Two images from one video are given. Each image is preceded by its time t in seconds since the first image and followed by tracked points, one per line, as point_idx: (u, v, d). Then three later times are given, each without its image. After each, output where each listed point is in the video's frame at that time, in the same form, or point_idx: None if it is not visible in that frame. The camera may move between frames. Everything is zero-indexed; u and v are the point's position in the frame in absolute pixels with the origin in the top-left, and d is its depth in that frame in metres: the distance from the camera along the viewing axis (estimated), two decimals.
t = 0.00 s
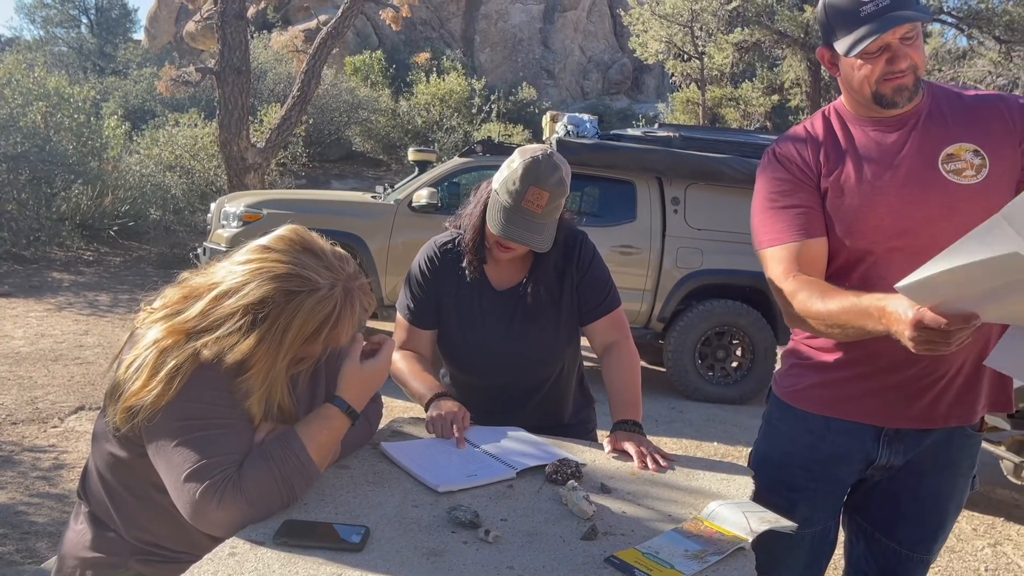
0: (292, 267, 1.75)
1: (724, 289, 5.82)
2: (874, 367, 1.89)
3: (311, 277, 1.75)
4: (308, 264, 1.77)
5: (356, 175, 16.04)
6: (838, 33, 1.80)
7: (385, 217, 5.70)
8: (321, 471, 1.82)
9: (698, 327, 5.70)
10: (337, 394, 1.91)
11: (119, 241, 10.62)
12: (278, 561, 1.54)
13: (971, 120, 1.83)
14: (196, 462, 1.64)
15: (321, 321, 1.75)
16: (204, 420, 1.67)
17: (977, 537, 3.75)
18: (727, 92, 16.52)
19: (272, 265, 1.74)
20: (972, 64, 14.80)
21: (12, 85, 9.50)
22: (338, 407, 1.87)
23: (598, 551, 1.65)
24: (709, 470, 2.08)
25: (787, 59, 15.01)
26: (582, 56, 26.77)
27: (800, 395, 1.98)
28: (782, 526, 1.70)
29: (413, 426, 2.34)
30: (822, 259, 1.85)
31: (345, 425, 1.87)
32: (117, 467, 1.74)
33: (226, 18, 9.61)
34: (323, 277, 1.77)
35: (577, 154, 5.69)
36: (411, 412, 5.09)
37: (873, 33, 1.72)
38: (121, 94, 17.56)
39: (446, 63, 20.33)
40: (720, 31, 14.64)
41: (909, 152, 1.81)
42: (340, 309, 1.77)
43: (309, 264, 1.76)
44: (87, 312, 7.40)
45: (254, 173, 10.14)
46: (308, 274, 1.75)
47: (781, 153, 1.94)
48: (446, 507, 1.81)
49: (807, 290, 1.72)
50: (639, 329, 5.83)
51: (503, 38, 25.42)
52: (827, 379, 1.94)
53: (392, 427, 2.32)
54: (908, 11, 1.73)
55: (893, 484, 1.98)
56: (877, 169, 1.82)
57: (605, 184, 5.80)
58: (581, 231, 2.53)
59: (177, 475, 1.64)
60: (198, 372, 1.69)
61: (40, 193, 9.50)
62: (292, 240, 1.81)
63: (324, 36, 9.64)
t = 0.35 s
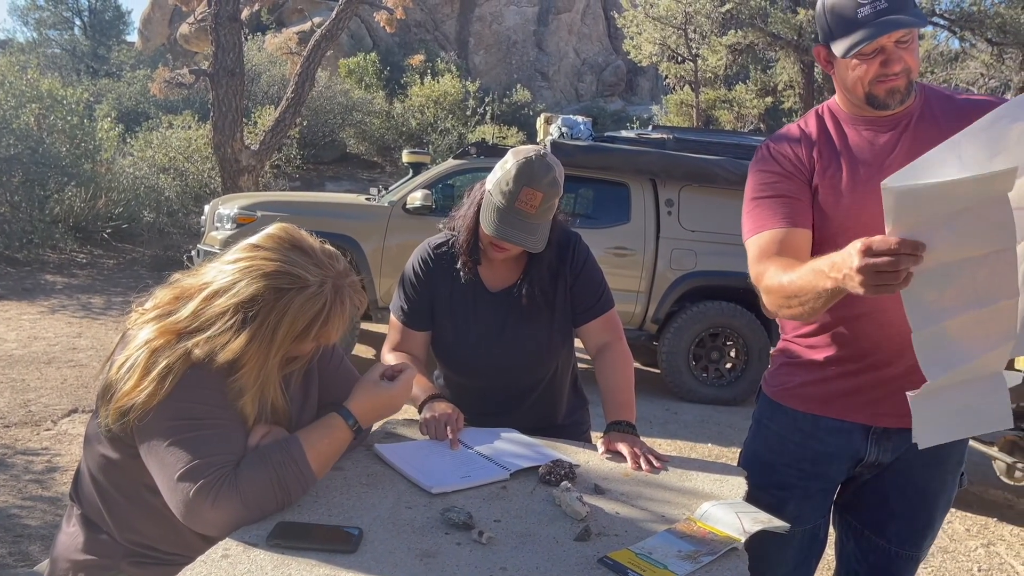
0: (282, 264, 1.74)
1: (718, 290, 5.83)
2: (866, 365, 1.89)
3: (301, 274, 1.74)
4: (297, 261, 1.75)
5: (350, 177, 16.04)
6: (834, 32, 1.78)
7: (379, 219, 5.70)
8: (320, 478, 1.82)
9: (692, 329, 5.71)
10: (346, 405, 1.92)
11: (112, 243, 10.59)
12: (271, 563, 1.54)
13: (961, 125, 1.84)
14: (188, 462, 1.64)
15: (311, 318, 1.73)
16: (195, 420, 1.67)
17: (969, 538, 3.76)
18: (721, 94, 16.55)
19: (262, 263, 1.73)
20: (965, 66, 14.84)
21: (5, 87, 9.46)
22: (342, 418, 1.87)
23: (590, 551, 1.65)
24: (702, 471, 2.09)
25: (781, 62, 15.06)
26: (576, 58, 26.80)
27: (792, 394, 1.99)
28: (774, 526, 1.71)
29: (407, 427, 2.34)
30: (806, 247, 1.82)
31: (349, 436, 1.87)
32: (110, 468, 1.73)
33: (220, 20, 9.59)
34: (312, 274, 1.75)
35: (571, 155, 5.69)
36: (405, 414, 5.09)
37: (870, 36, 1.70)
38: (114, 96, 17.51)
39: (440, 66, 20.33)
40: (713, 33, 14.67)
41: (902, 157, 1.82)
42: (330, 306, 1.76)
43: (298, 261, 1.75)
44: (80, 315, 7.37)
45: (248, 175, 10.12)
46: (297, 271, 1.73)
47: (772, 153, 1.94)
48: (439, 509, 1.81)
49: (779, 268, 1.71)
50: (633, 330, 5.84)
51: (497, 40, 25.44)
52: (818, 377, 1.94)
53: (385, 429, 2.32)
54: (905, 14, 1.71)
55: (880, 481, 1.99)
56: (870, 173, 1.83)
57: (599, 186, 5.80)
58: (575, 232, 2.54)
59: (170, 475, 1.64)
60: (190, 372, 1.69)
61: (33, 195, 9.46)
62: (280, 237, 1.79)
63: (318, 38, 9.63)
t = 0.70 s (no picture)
0: (272, 256, 1.71)
1: (714, 291, 5.84)
2: (863, 365, 1.90)
3: (291, 265, 1.71)
4: (287, 252, 1.73)
5: (346, 178, 16.03)
6: (812, 37, 1.80)
7: (375, 221, 5.70)
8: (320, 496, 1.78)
9: (688, 330, 5.72)
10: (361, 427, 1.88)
11: (107, 245, 10.57)
12: (265, 566, 1.54)
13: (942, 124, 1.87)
14: (183, 463, 1.64)
15: (303, 310, 1.71)
16: (190, 420, 1.66)
17: (965, 538, 3.77)
18: (716, 95, 16.51)
19: (252, 256, 1.71)
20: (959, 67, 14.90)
21: None
22: (355, 443, 1.82)
23: (584, 552, 1.65)
24: (697, 472, 2.09)
25: (776, 62, 15.06)
26: (572, 60, 26.81)
27: (790, 395, 1.99)
28: (768, 527, 1.71)
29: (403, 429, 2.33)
30: (812, 257, 1.80)
31: (355, 463, 1.82)
32: (106, 471, 1.73)
33: (215, 22, 9.58)
34: (302, 264, 1.73)
35: (566, 157, 5.69)
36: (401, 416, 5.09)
37: (849, 36, 1.73)
38: (109, 98, 17.49)
39: (436, 67, 20.34)
40: (709, 34, 14.70)
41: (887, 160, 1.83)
42: (322, 298, 1.73)
43: (288, 252, 1.72)
44: (74, 318, 7.35)
45: (243, 177, 10.11)
46: (287, 262, 1.71)
47: (761, 159, 1.94)
48: (434, 511, 1.81)
49: (809, 288, 1.66)
50: (629, 332, 5.85)
51: (493, 42, 25.47)
52: (815, 378, 1.95)
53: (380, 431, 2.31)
54: (880, 15, 1.74)
55: (880, 482, 2.00)
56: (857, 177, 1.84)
57: (594, 187, 5.81)
58: (569, 232, 2.54)
59: (165, 476, 1.64)
60: (184, 371, 1.68)
61: (28, 197, 9.44)
62: (268, 230, 1.77)
63: (313, 39, 9.63)
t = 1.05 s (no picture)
0: (260, 247, 1.71)
1: (711, 291, 5.85)
2: (861, 364, 1.90)
3: (278, 256, 1.71)
4: (275, 243, 1.73)
5: (343, 179, 16.03)
6: (807, 39, 1.81)
7: (372, 221, 5.69)
8: (321, 509, 1.77)
9: (685, 329, 5.72)
10: (371, 447, 1.87)
11: (104, 246, 10.55)
12: (263, 566, 1.53)
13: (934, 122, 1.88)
14: (181, 460, 1.64)
15: (289, 300, 1.71)
16: (185, 417, 1.66)
17: (962, 536, 3.78)
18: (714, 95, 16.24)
19: (240, 246, 1.71)
20: (955, 67, 14.90)
21: None
22: (364, 463, 1.81)
23: (583, 552, 1.65)
24: (695, 471, 2.09)
25: (773, 62, 15.04)
26: (569, 60, 26.80)
27: (787, 395, 1.99)
28: (765, 527, 1.71)
29: (401, 430, 2.33)
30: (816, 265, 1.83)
31: (361, 481, 1.80)
32: (104, 472, 1.73)
33: (212, 22, 9.56)
34: (290, 256, 1.73)
35: (564, 157, 5.69)
36: (398, 417, 5.08)
37: (845, 38, 1.74)
38: (106, 99, 17.47)
39: (433, 67, 20.34)
40: (706, 35, 14.71)
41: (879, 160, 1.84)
42: (310, 289, 1.73)
43: (276, 244, 1.73)
44: (71, 319, 7.34)
45: (240, 178, 10.10)
46: (275, 253, 1.71)
47: (755, 160, 1.95)
48: (432, 511, 1.81)
49: (813, 301, 1.69)
50: (627, 332, 5.85)
51: (490, 42, 25.49)
52: (814, 378, 1.95)
53: (377, 432, 2.31)
54: (873, 20, 1.76)
55: (880, 482, 2.00)
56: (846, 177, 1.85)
57: (592, 187, 5.81)
58: (565, 232, 2.54)
59: (163, 473, 1.64)
60: (179, 366, 1.68)
61: (24, 198, 9.43)
62: (259, 222, 1.77)
63: (310, 40, 9.61)
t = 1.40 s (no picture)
0: (255, 250, 1.71)
1: (708, 291, 5.85)
2: (846, 368, 1.91)
3: (273, 259, 1.71)
4: (270, 246, 1.73)
5: (340, 179, 16.02)
6: (811, 35, 1.83)
7: (369, 221, 5.69)
8: (318, 511, 1.77)
9: (682, 329, 5.72)
10: (368, 449, 1.87)
11: (101, 247, 10.53)
12: (258, 567, 1.53)
13: (927, 124, 1.88)
14: (177, 461, 1.64)
15: (285, 303, 1.71)
16: (182, 418, 1.66)
17: (959, 535, 3.78)
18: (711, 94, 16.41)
19: (236, 249, 1.70)
20: (952, 67, 14.88)
21: None
22: (362, 464, 1.82)
23: (578, 552, 1.66)
24: (691, 471, 2.09)
25: (770, 62, 14.99)
26: (566, 60, 26.78)
27: (777, 394, 2.01)
28: (762, 526, 1.71)
29: (396, 430, 2.33)
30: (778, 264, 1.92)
31: (358, 482, 1.81)
32: (101, 474, 1.73)
33: (208, 22, 9.54)
34: (285, 259, 1.72)
35: (561, 157, 5.69)
36: (395, 417, 5.08)
37: (852, 30, 1.75)
38: (102, 99, 17.45)
39: (431, 67, 20.32)
40: (703, 34, 14.72)
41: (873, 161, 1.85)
42: (305, 292, 1.73)
43: (271, 246, 1.72)
44: (68, 320, 7.33)
45: (237, 178, 10.09)
46: (270, 255, 1.71)
47: (744, 159, 1.97)
48: (428, 512, 1.81)
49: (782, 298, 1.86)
50: (624, 332, 5.86)
51: (487, 42, 25.48)
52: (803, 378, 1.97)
53: (373, 432, 2.31)
54: (877, 16, 1.78)
55: (867, 483, 2.00)
56: (840, 178, 1.86)
57: (589, 187, 5.81)
58: (563, 232, 2.55)
59: (159, 475, 1.64)
60: (176, 368, 1.68)
61: (20, 199, 9.41)
62: (253, 223, 1.77)
63: (307, 40, 9.60)
